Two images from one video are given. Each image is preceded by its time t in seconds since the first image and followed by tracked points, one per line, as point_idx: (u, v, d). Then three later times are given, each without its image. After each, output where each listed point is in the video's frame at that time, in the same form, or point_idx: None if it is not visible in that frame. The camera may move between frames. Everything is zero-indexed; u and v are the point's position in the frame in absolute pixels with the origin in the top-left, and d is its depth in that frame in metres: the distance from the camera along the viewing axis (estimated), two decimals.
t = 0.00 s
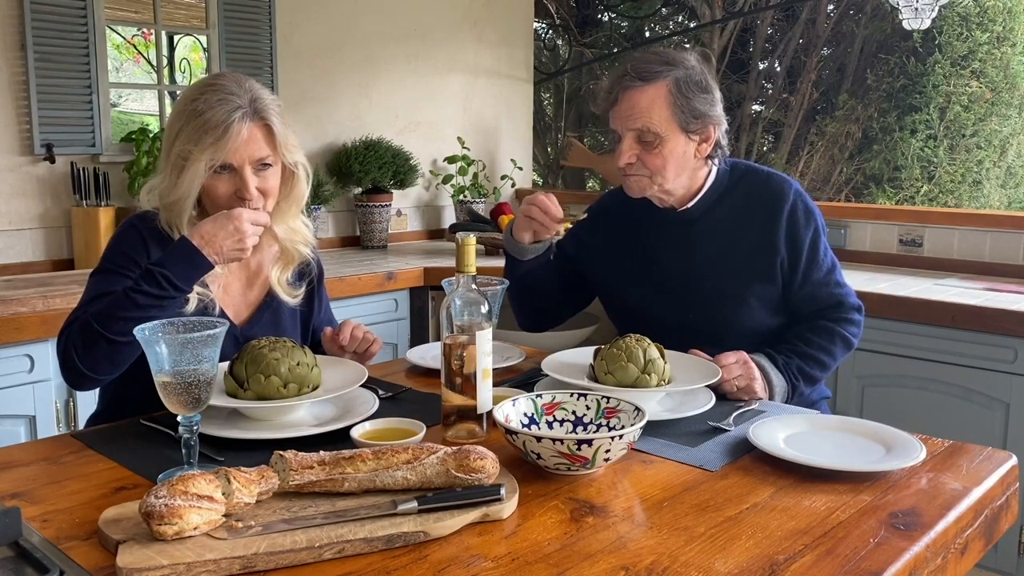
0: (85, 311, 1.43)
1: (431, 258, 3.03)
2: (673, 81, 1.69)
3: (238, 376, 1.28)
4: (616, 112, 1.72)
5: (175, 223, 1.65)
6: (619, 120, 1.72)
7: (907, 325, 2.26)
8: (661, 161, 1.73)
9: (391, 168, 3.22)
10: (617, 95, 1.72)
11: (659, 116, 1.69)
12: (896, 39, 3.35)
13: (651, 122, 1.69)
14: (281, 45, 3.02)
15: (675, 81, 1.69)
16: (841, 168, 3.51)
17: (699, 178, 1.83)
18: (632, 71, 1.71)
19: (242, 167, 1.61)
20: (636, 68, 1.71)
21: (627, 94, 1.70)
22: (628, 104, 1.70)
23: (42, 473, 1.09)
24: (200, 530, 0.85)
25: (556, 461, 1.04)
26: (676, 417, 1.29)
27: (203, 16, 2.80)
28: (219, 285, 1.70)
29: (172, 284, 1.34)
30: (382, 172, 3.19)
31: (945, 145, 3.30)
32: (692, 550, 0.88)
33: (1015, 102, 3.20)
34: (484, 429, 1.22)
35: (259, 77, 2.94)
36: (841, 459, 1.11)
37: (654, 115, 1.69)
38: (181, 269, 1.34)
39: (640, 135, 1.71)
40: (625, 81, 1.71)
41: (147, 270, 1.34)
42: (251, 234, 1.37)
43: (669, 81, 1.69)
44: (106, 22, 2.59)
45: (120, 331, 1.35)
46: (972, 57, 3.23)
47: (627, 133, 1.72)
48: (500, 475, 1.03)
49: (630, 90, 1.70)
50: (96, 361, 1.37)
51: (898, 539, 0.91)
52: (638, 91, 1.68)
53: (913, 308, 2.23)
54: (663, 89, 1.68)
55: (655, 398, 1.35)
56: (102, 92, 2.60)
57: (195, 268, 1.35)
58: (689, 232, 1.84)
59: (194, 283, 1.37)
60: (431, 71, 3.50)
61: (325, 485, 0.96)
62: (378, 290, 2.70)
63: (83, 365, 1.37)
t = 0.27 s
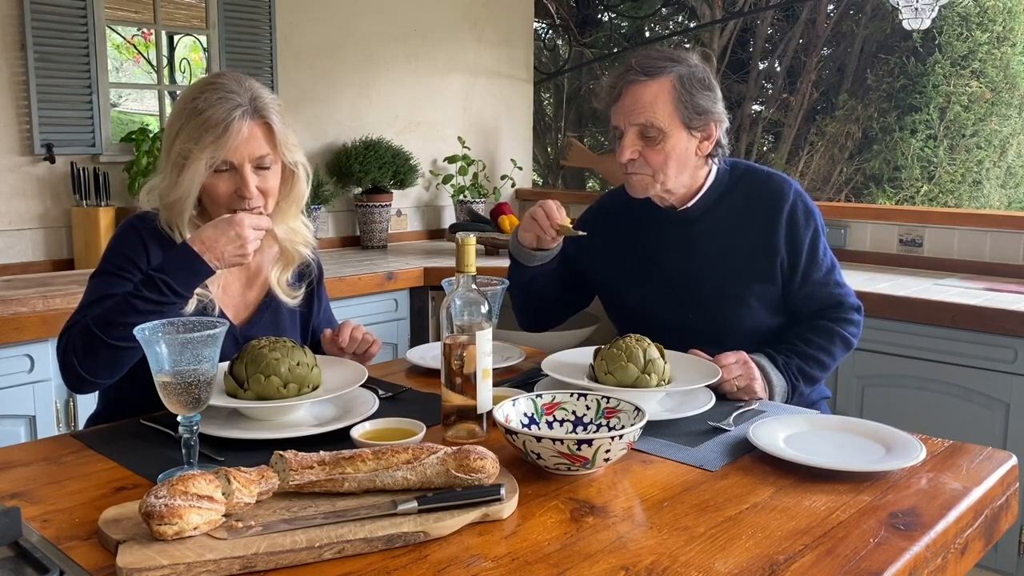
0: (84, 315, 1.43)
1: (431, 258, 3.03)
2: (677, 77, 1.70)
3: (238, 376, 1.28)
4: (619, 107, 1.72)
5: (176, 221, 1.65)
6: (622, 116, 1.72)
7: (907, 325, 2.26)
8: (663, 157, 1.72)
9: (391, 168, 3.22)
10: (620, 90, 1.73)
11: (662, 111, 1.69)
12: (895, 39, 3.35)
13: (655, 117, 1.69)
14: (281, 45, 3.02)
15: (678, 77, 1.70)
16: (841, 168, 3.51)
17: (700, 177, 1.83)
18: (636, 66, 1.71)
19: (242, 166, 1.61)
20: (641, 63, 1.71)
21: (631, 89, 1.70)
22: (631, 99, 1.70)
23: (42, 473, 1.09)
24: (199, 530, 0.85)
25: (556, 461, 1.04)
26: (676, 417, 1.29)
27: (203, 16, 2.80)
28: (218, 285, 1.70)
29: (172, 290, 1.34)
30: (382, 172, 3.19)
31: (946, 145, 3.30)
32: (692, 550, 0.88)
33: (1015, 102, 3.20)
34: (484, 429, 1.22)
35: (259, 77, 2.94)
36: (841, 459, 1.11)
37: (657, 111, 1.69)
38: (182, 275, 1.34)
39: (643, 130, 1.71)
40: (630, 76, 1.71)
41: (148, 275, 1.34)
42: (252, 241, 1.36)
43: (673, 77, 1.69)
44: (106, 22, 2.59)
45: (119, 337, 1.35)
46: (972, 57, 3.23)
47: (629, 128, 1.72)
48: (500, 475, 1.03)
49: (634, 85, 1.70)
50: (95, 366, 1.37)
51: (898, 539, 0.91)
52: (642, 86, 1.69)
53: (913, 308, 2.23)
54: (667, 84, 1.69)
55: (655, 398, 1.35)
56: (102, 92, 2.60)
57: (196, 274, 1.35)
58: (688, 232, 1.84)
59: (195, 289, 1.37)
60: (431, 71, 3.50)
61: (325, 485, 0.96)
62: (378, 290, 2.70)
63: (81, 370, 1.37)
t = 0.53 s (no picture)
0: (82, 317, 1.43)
1: (431, 258, 3.02)
2: (678, 75, 1.70)
3: (238, 377, 1.28)
4: (620, 106, 1.72)
5: (169, 202, 1.66)
6: (624, 115, 1.72)
7: (907, 325, 2.26)
8: (665, 156, 1.72)
9: (392, 168, 3.22)
10: (622, 89, 1.73)
11: (664, 109, 1.69)
12: (895, 39, 3.34)
13: (657, 115, 1.69)
14: (281, 45, 3.02)
15: (679, 76, 1.70)
16: (841, 168, 3.51)
17: (701, 176, 1.84)
18: (637, 65, 1.72)
19: (230, 144, 1.63)
20: (642, 62, 1.71)
21: (633, 88, 1.71)
22: (633, 98, 1.70)
23: (41, 473, 1.09)
24: (199, 530, 0.85)
25: (556, 461, 1.04)
26: (676, 417, 1.29)
27: (203, 16, 2.80)
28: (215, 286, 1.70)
29: (165, 294, 1.31)
30: (382, 172, 3.19)
31: (946, 145, 3.29)
32: (691, 550, 0.88)
33: (1015, 102, 3.20)
34: (484, 429, 1.22)
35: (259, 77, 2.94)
36: (841, 459, 1.11)
37: (659, 109, 1.69)
38: (175, 281, 1.30)
39: (645, 129, 1.71)
40: (631, 75, 1.72)
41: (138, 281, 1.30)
42: (245, 240, 1.27)
43: (674, 76, 1.70)
44: (106, 22, 2.59)
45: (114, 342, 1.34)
46: (972, 57, 3.23)
47: (631, 128, 1.71)
48: (500, 475, 1.03)
49: (636, 84, 1.70)
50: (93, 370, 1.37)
51: (898, 539, 0.91)
52: (643, 85, 1.69)
53: (913, 308, 2.23)
54: (668, 83, 1.69)
55: (655, 398, 1.35)
56: (102, 92, 2.60)
57: (188, 277, 1.31)
58: (688, 232, 1.85)
59: (188, 293, 1.33)
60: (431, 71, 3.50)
61: (325, 485, 0.96)
62: (378, 290, 2.70)
63: (80, 375, 1.38)
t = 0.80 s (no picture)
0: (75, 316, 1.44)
1: (431, 258, 3.02)
2: (681, 78, 1.70)
3: (238, 377, 1.28)
4: (624, 112, 1.71)
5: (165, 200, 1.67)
6: (628, 120, 1.71)
7: (907, 325, 2.27)
8: (673, 159, 1.73)
9: (391, 168, 3.22)
10: (626, 95, 1.71)
11: (670, 113, 1.69)
12: (895, 39, 3.34)
13: (663, 120, 1.69)
14: (281, 46, 3.02)
15: (682, 79, 1.71)
16: (841, 169, 3.50)
17: (704, 176, 1.84)
18: (640, 70, 1.71)
19: (222, 143, 1.63)
20: (644, 67, 1.71)
21: (637, 94, 1.70)
22: (638, 104, 1.70)
23: (41, 473, 1.09)
24: (199, 530, 0.85)
25: (556, 461, 1.04)
26: (676, 417, 1.29)
27: (203, 16, 2.80)
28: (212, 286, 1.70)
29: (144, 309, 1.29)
30: (382, 172, 3.19)
31: (946, 145, 3.29)
32: (692, 550, 0.88)
33: (1015, 102, 3.19)
34: (484, 429, 1.22)
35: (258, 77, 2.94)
36: (842, 459, 1.11)
37: (665, 113, 1.69)
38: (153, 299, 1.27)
39: (651, 134, 1.71)
40: (634, 81, 1.71)
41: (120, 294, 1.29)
42: (224, 264, 1.23)
43: (677, 80, 1.70)
44: (106, 23, 2.59)
45: (98, 351, 1.33)
46: (972, 57, 3.23)
47: (637, 133, 1.71)
48: (501, 475, 1.03)
49: (639, 90, 1.70)
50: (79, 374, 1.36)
51: (898, 539, 0.91)
52: (648, 90, 1.69)
53: (913, 307, 2.23)
54: (672, 87, 1.69)
55: (655, 399, 1.35)
56: (102, 92, 2.60)
57: (167, 295, 1.28)
58: (688, 232, 1.85)
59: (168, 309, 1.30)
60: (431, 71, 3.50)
61: (325, 485, 0.96)
62: (378, 290, 2.70)
63: (66, 378, 1.38)
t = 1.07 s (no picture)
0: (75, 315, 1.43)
1: (431, 258, 3.02)
2: (687, 83, 1.70)
3: (238, 376, 1.28)
4: (631, 119, 1.70)
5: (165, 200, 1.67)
6: (635, 128, 1.70)
7: (907, 325, 2.27)
8: (681, 163, 1.73)
9: (391, 168, 3.22)
10: (632, 102, 1.70)
11: (677, 119, 1.69)
12: (895, 39, 3.34)
13: (671, 127, 1.69)
14: (281, 46, 3.02)
15: (688, 83, 1.70)
16: (841, 169, 3.50)
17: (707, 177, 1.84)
18: (645, 77, 1.69)
19: (222, 144, 1.63)
20: (651, 73, 1.69)
21: (644, 101, 1.68)
22: (646, 111, 1.68)
23: (41, 473, 1.09)
24: (200, 530, 0.85)
25: (556, 461, 1.04)
26: (676, 417, 1.29)
27: (203, 16, 2.80)
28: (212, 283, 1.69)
29: (142, 311, 1.29)
30: (382, 172, 3.19)
31: (946, 145, 3.29)
32: (692, 550, 0.88)
33: (1015, 102, 3.19)
34: (484, 429, 1.22)
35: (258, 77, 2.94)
36: (842, 458, 1.11)
37: (673, 120, 1.68)
38: (152, 302, 1.27)
39: (659, 141, 1.70)
40: (640, 87, 1.69)
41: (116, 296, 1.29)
42: (222, 266, 1.23)
43: (683, 85, 1.69)
44: (106, 23, 2.59)
45: (96, 352, 1.33)
46: (972, 57, 3.23)
47: (645, 140, 1.70)
48: (501, 475, 1.03)
49: (647, 96, 1.68)
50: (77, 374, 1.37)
51: (898, 539, 0.91)
52: (655, 98, 1.67)
53: (913, 307, 2.23)
54: (679, 93, 1.68)
55: (655, 399, 1.35)
56: (102, 92, 2.60)
57: (166, 297, 1.28)
58: (688, 233, 1.85)
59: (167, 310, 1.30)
60: (432, 71, 3.50)
61: (325, 485, 0.96)
62: (378, 290, 2.70)
63: (64, 377, 1.38)
